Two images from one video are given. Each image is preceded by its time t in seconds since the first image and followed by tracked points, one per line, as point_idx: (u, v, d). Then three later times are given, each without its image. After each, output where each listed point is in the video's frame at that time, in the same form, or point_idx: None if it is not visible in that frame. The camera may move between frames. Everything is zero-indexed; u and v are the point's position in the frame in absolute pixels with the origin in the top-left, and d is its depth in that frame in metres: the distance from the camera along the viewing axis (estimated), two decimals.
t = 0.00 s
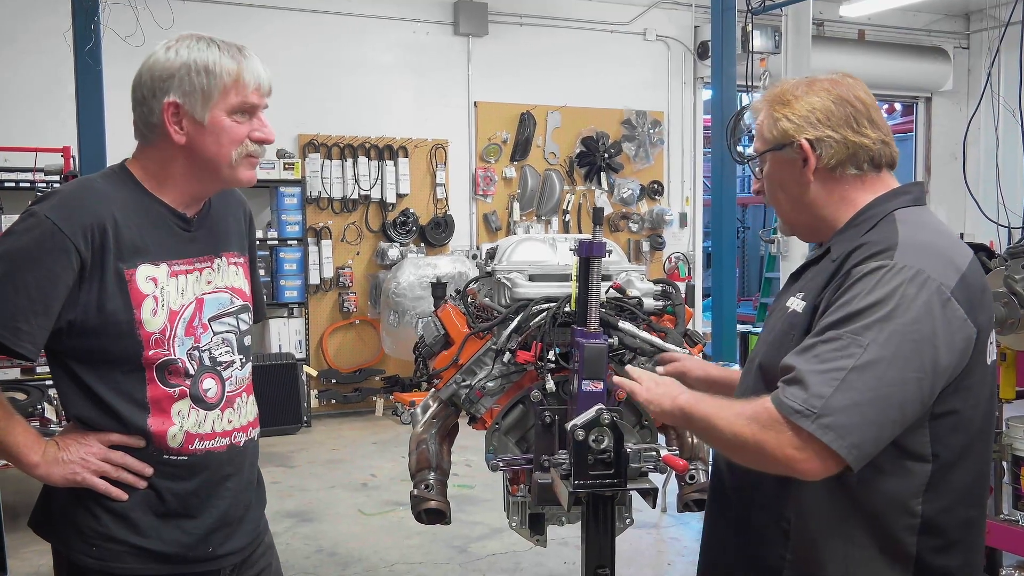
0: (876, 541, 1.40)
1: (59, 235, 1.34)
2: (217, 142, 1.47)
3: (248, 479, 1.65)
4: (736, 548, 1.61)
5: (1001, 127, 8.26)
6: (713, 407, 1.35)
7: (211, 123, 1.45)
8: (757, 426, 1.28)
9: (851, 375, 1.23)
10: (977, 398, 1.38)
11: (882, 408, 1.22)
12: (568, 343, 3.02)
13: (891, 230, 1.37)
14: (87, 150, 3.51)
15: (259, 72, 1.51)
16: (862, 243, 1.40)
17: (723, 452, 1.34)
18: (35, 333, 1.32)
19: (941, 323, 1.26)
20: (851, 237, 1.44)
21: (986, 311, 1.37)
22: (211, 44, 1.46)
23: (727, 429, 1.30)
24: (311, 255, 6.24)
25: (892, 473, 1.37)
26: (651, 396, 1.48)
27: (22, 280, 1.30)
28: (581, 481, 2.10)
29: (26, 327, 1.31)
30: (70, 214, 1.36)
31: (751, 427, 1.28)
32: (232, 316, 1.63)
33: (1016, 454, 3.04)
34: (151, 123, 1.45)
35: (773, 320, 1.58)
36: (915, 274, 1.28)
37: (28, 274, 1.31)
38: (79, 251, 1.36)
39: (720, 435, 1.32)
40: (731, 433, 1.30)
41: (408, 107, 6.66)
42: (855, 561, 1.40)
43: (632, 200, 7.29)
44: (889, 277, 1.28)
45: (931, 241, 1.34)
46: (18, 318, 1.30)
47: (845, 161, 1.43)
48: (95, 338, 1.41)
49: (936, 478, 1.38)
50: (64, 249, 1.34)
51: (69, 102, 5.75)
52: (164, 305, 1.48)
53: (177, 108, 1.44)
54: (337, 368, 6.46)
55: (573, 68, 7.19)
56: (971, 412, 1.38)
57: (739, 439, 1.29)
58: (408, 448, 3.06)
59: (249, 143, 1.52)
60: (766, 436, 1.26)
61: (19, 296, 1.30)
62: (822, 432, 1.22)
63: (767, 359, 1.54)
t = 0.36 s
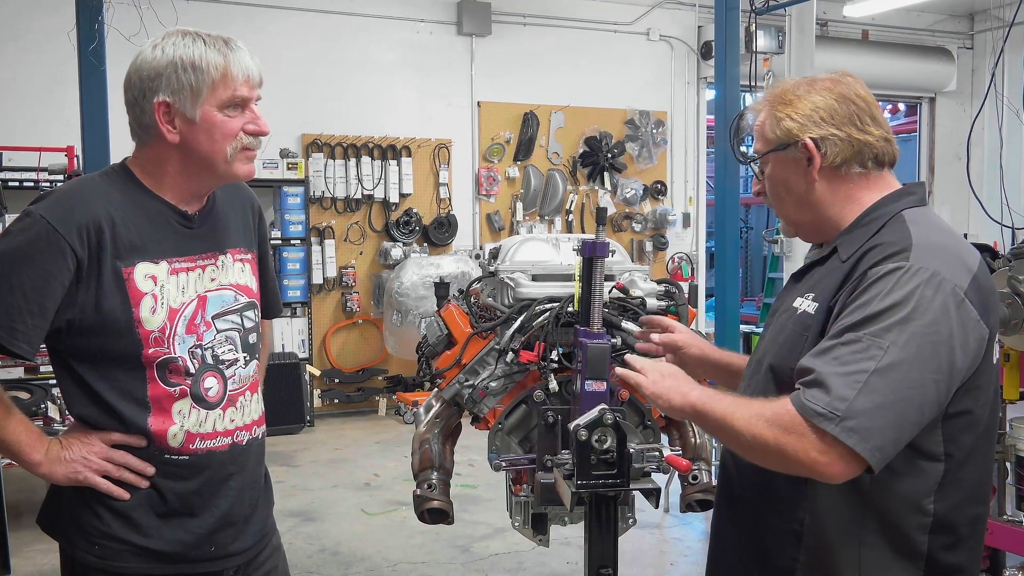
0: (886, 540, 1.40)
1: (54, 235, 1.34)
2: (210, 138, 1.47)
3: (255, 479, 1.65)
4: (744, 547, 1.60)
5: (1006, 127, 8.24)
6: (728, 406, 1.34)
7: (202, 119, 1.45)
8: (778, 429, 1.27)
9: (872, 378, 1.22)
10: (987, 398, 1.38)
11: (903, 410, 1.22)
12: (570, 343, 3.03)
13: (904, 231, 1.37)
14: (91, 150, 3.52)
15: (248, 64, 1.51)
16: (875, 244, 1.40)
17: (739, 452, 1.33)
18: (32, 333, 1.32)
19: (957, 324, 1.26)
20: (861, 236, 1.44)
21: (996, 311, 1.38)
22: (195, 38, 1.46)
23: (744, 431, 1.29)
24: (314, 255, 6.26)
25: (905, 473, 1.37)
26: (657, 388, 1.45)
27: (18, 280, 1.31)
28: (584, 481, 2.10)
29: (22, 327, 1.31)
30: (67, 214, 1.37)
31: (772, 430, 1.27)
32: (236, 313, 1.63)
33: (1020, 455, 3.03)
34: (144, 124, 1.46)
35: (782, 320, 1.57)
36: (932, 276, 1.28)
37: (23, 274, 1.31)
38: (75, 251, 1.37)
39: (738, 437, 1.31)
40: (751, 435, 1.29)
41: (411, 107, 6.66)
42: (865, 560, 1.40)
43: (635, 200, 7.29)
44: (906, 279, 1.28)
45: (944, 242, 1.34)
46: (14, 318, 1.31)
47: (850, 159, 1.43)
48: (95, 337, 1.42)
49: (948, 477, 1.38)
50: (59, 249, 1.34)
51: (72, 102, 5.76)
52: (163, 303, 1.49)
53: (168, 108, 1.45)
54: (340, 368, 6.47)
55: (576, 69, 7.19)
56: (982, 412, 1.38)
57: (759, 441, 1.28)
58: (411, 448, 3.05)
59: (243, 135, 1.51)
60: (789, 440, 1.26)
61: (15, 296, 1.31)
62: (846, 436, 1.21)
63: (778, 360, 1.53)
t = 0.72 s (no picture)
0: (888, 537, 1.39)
1: (55, 237, 1.34)
2: (213, 140, 1.47)
3: (257, 481, 1.65)
4: (746, 545, 1.60)
5: (1008, 124, 8.22)
6: (725, 402, 1.34)
7: (205, 121, 1.46)
8: (775, 428, 1.27)
9: (867, 375, 1.22)
10: (983, 392, 1.39)
11: (899, 405, 1.22)
12: (572, 342, 3.03)
13: (898, 228, 1.37)
14: (92, 151, 3.52)
15: (252, 66, 1.51)
16: (869, 241, 1.40)
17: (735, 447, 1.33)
18: (33, 335, 1.33)
19: (952, 320, 1.26)
20: (857, 234, 1.44)
21: (991, 305, 1.38)
22: (200, 39, 1.46)
23: (741, 429, 1.30)
24: (316, 255, 6.27)
25: (904, 469, 1.37)
26: (657, 376, 1.44)
27: (18, 281, 1.31)
28: (587, 480, 2.09)
29: (23, 329, 1.32)
30: (68, 216, 1.37)
31: (769, 428, 1.27)
32: (239, 314, 1.63)
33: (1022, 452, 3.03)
34: (147, 124, 1.46)
35: (779, 319, 1.57)
36: (925, 272, 1.28)
37: (25, 276, 1.32)
38: (76, 252, 1.37)
39: (735, 432, 1.31)
40: (749, 432, 1.29)
41: (412, 107, 6.66)
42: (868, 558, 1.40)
43: (637, 198, 7.28)
44: (900, 276, 1.28)
45: (938, 238, 1.34)
46: (15, 319, 1.31)
47: (843, 158, 1.43)
48: (97, 339, 1.42)
49: (946, 472, 1.38)
50: (60, 251, 1.35)
51: (73, 103, 5.77)
52: (167, 305, 1.49)
53: (171, 109, 1.45)
54: (342, 368, 6.48)
55: (577, 68, 7.18)
56: (978, 406, 1.39)
57: (756, 439, 1.28)
58: (414, 447, 3.06)
59: (246, 137, 1.52)
60: (786, 438, 1.26)
61: (16, 297, 1.31)
62: (841, 433, 1.21)
63: (775, 359, 1.53)
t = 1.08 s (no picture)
0: (886, 536, 1.39)
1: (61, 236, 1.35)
2: (221, 139, 1.47)
3: (261, 481, 1.66)
4: (746, 543, 1.60)
5: (1013, 121, 8.19)
6: (720, 401, 1.34)
7: (213, 120, 1.46)
8: (767, 427, 1.27)
9: (858, 374, 1.22)
10: (979, 389, 1.39)
11: (891, 404, 1.22)
12: (577, 340, 3.00)
13: (892, 226, 1.37)
14: (97, 150, 3.53)
15: (260, 65, 1.52)
16: (864, 239, 1.40)
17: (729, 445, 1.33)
18: (38, 334, 1.33)
19: (945, 318, 1.26)
20: (852, 232, 1.44)
21: (987, 304, 1.38)
22: (209, 39, 1.47)
23: (734, 427, 1.30)
24: (321, 253, 6.27)
25: (898, 467, 1.37)
26: (655, 372, 1.45)
27: (25, 281, 1.32)
28: (591, 478, 2.09)
29: (29, 329, 1.32)
30: (74, 215, 1.37)
31: (761, 427, 1.28)
32: (244, 314, 1.64)
33: None
34: (154, 122, 1.46)
35: (775, 318, 1.57)
36: (918, 270, 1.27)
37: (32, 275, 1.32)
38: (82, 252, 1.37)
39: (729, 430, 1.31)
40: (741, 430, 1.30)
41: (415, 105, 6.67)
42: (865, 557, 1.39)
43: (642, 196, 7.26)
44: (892, 274, 1.27)
45: (932, 236, 1.33)
46: (22, 319, 1.32)
47: (842, 155, 1.43)
48: (103, 339, 1.43)
49: (941, 470, 1.38)
50: (66, 250, 1.35)
51: (77, 103, 5.78)
52: (172, 304, 1.49)
53: (179, 107, 1.45)
54: (347, 366, 6.49)
55: (581, 66, 7.18)
56: (974, 404, 1.38)
57: (748, 438, 1.29)
58: (418, 445, 3.07)
59: (253, 137, 1.52)
60: (777, 437, 1.26)
61: (22, 297, 1.32)
62: (832, 433, 1.21)
63: (771, 358, 1.53)
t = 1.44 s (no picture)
0: (885, 538, 1.39)
1: (65, 236, 1.35)
2: (224, 138, 1.48)
3: (264, 481, 1.66)
4: (747, 545, 1.59)
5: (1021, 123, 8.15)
6: (718, 401, 1.34)
7: (216, 119, 1.46)
8: (765, 428, 1.27)
9: (855, 376, 1.22)
10: (980, 391, 1.38)
11: (888, 407, 1.21)
12: (580, 341, 3.03)
13: (891, 228, 1.36)
14: (102, 150, 3.54)
15: (264, 65, 1.52)
16: (864, 241, 1.39)
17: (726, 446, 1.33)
18: (42, 334, 1.34)
19: (943, 321, 1.25)
20: (853, 234, 1.43)
21: (987, 307, 1.37)
22: (213, 38, 1.47)
23: (731, 428, 1.30)
24: (326, 253, 6.28)
25: (898, 469, 1.36)
26: (654, 370, 1.45)
27: (29, 281, 1.32)
28: (595, 479, 2.09)
29: (33, 328, 1.33)
30: (78, 215, 1.38)
31: (758, 428, 1.27)
32: (247, 313, 1.64)
33: None
34: (158, 120, 1.47)
35: (775, 320, 1.57)
36: (916, 273, 1.27)
37: (36, 275, 1.33)
38: (86, 252, 1.38)
39: (726, 430, 1.31)
40: (738, 431, 1.29)
41: (421, 105, 6.67)
42: (864, 560, 1.39)
43: (647, 197, 7.26)
44: (891, 277, 1.27)
45: (932, 239, 1.33)
46: (26, 318, 1.33)
47: (843, 157, 1.43)
48: (106, 338, 1.43)
49: (941, 472, 1.37)
50: (71, 250, 1.36)
51: (85, 103, 5.82)
52: (175, 304, 1.50)
53: (183, 106, 1.46)
54: (352, 366, 6.50)
55: (587, 67, 7.17)
56: (975, 406, 1.38)
57: (745, 439, 1.29)
58: (422, 445, 3.07)
59: (257, 137, 1.53)
60: (774, 438, 1.26)
61: (27, 296, 1.32)
62: (829, 435, 1.21)
63: (770, 360, 1.53)
